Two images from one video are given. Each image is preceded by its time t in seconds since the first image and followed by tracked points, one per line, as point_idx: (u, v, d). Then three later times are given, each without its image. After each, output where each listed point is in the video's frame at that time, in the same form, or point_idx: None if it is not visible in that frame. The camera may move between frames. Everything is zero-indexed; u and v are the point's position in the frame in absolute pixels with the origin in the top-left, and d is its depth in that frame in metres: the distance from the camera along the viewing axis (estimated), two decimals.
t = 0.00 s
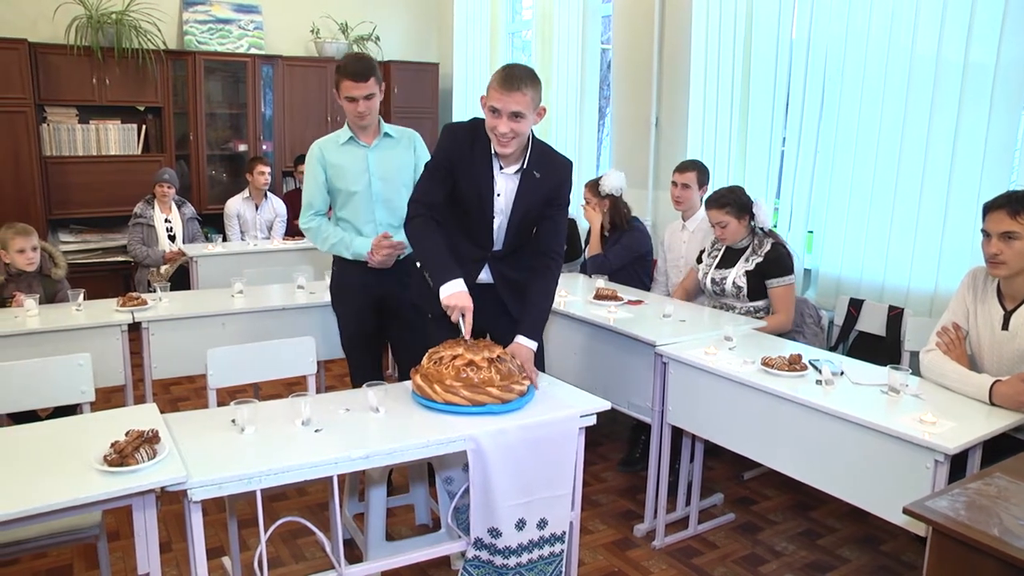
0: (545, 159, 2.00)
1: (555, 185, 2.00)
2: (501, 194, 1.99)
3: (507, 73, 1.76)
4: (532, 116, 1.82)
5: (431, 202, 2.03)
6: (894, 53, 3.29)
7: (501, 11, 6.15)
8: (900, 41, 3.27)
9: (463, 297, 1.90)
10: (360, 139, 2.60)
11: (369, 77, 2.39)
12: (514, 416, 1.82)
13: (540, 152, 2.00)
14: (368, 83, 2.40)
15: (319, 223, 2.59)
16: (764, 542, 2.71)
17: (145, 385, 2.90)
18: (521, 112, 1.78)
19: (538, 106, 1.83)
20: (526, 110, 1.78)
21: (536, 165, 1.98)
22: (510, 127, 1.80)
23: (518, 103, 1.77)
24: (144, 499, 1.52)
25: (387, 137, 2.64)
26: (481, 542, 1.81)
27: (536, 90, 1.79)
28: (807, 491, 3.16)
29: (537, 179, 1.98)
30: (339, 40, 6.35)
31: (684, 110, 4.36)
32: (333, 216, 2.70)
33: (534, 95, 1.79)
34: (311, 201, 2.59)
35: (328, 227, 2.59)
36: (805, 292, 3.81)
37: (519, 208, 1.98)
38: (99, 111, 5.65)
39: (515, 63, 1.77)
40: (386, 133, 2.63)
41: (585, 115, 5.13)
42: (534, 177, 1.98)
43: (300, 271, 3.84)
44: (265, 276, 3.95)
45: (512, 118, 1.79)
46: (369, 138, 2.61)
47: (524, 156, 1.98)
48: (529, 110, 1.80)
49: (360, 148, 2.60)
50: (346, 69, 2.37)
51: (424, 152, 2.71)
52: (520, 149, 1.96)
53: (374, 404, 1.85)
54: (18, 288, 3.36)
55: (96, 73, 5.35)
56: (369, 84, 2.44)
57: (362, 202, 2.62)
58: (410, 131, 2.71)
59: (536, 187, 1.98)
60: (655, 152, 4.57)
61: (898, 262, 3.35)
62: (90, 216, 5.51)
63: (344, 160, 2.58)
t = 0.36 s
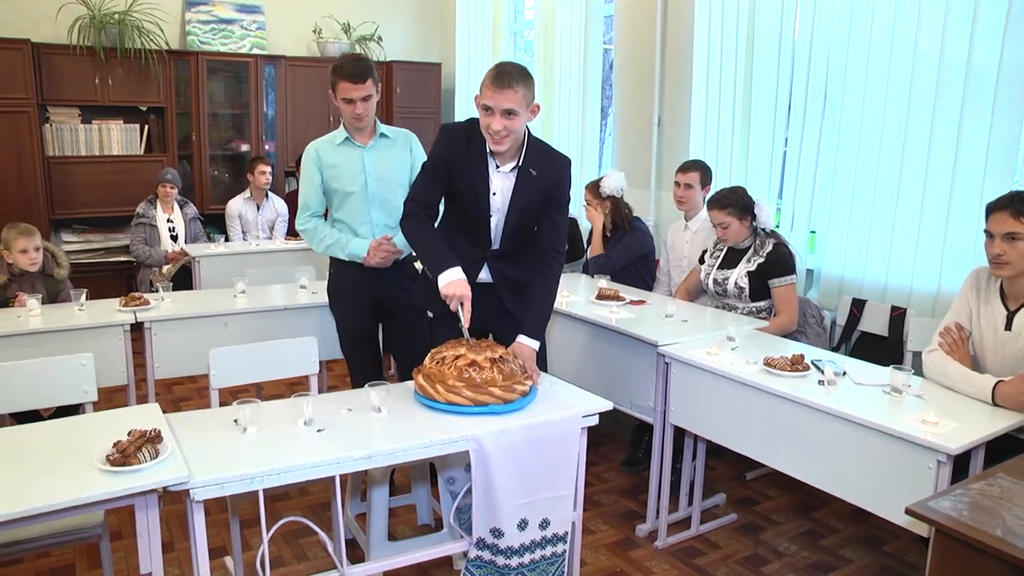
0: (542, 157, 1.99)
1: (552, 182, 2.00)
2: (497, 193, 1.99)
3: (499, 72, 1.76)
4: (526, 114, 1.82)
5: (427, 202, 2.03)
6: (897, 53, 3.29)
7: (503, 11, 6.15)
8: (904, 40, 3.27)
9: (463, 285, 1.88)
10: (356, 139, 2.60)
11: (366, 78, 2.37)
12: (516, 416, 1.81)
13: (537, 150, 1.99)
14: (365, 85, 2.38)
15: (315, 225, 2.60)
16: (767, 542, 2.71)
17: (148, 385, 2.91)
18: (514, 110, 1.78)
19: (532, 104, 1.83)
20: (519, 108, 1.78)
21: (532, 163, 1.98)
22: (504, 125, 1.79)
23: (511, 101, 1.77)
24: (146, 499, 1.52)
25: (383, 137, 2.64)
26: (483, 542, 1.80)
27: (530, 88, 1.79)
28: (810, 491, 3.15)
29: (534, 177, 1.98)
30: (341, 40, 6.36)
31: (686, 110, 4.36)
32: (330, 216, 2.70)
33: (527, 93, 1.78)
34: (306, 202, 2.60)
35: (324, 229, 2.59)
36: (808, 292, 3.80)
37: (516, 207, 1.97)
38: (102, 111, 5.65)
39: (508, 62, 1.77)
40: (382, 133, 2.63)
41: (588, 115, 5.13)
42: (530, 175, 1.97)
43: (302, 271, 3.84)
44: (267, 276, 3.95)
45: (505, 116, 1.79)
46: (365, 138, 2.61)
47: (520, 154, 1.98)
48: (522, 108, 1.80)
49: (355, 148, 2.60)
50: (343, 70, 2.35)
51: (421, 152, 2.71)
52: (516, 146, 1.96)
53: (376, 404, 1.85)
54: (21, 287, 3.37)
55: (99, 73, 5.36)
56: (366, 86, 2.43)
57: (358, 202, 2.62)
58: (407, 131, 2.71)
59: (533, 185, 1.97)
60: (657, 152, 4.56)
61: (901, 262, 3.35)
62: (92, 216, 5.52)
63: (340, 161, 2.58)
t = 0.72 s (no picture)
0: (542, 154, 2.00)
1: (552, 180, 2.00)
2: (498, 191, 2.00)
3: (492, 69, 1.76)
4: (520, 111, 1.82)
5: (430, 203, 2.03)
6: (899, 53, 3.29)
7: (505, 11, 6.15)
8: (905, 40, 3.27)
9: (466, 296, 1.89)
10: (353, 141, 2.60)
11: (365, 79, 2.37)
12: (517, 416, 1.82)
13: (537, 148, 2.00)
14: (363, 86, 2.38)
15: (310, 226, 2.60)
16: (769, 543, 2.71)
17: (149, 385, 2.91)
18: (507, 107, 1.78)
19: (526, 102, 1.83)
20: (513, 104, 1.79)
21: (532, 161, 1.98)
22: (497, 122, 1.80)
23: (504, 97, 1.77)
24: (148, 499, 1.52)
25: (381, 139, 2.63)
26: (485, 542, 1.81)
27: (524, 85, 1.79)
28: (811, 491, 3.15)
29: (534, 175, 1.98)
30: (343, 40, 6.37)
31: (688, 110, 4.37)
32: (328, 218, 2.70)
33: (521, 90, 1.79)
34: (303, 202, 2.61)
35: (319, 230, 2.60)
36: (810, 292, 3.80)
37: (516, 205, 1.98)
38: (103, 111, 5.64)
39: (502, 59, 1.78)
40: (379, 134, 2.63)
41: (589, 115, 5.14)
42: (530, 173, 1.98)
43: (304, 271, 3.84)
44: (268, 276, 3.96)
45: (499, 113, 1.79)
46: (362, 139, 2.60)
47: (520, 152, 1.98)
48: (517, 105, 1.80)
49: (352, 150, 2.59)
50: (340, 72, 2.35)
51: (419, 153, 2.69)
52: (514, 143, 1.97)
53: (378, 405, 1.85)
54: (22, 288, 3.37)
55: (100, 73, 5.36)
56: (364, 87, 2.43)
57: (354, 204, 2.62)
58: (406, 132, 2.70)
59: (533, 183, 1.98)
60: (659, 152, 4.56)
61: (903, 262, 3.34)
62: (94, 216, 5.53)
63: (337, 162, 2.58)
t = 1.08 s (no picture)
0: (530, 146, 1.99)
1: (540, 171, 1.98)
2: (487, 182, 2.03)
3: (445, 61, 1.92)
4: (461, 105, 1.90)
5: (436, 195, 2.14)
6: (900, 53, 3.28)
7: (506, 11, 6.15)
8: (906, 40, 3.26)
9: (462, 277, 1.95)
10: (355, 141, 2.60)
11: (366, 79, 2.37)
12: (518, 416, 1.82)
13: (525, 138, 1.99)
14: (365, 86, 2.38)
15: (312, 226, 2.61)
16: (770, 543, 2.71)
17: (150, 385, 2.91)
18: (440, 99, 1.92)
19: (462, 96, 1.88)
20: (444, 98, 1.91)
21: (518, 151, 1.98)
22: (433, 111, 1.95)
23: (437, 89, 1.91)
24: (149, 499, 1.52)
25: (383, 138, 2.63)
26: (486, 542, 1.81)
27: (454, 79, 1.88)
28: (812, 491, 3.15)
29: (518, 166, 1.97)
30: (344, 40, 6.38)
31: (689, 110, 4.37)
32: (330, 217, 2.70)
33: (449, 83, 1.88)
34: (304, 203, 2.61)
35: (321, 232, 2.61)
36: (811, 292, 3.80)
37: (501, 194, 2.00)
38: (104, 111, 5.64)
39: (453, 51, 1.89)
40: (381, 134, 2.62)
41: (590, 116, 5.14)
42: (515, 163, 1.98)
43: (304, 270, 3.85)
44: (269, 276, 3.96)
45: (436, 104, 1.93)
46: (364, 140, 2.60)
47: (503, 142, 1.99)
48: (452, 98, 1.90)
49: (354, 150, 2.59)
50: (340, 72, 2.35)
51: (421, 153, 2.69)
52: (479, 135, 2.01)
53: (379, 404, 1.85)
54: (23, 287, 3.38)
55: (101, 73, 5.36)
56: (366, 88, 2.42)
57: (356, 205, 2.62)
58: (408, 131, 2.69)
59: (518, 175, 1.97)
60: (660, 152, 4.56)
61: (904, 262, 3.34)
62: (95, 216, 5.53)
63: (339, 163, 2.58)
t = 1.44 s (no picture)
0: (536, 144, 1.99)
1: (544, 169, 1.98)
2: (492, 182, 2.03)
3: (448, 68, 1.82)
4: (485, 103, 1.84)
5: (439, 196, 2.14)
6: (900, 53, 3.28)
7: (506, 10, 6.14)
8: (907, 40, 3.26)
9: (463, 291, 1.96)
10: (357, 141, 2.59)
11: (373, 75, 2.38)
12: (518, 416, 1.82)
13: (530, 137, 2.00)
14: (372, 81, 2.38)
15: (311, 223, 2.58)
16: (770, 543, 2.71)
17: (150, 385, 2.91)
18: (467, 106, 1.83)
19: (491, 92, 1.84)
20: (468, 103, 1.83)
21: (523, 150, 1.99)
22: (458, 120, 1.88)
23: (462, 97, 1.82)
24: (149, 499, 1.52)
25: (385, 138, 2.63)
26: (486, 542, 1.81)
27: (479, 81, 1.81)
28: (813, 491, 3.15)
29: (524, 165, 1.98)
30: (344, 40, 6.38)
31: (689, 111, 4.37)
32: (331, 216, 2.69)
33: (476, 86, 1.81)
34: (306, 201, 2.57)
35: (320, 229, 2.57)
36: (811, 292, 3.79)
37: (506, 194, 2.01)
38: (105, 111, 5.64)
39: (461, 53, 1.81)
40: (384, 134, 2.62)
41: (590, 116, 5.14)
42: (520, 162, 1.98)
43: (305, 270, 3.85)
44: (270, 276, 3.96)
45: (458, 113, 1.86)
46: (367, 139, 2.59)
47: (509, 141, 1.99)
48: (475, 100, 1.83)
49: (356, 150, 2.59)
50: (345, 69, 2.36)
51: (423, 152, 2.69)
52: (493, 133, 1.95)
53: (379, 404, 1.85)
54: (24, 288, 3.38)
55: (102, 73, 5.36)
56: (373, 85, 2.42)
57: (359, 204, 2.62)
58: (409, 130, 2.69)
59: (523, 173, 1.98)
60: (661, 152, 4.56)
61: (904, 262, 3.34)
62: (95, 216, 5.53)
63: (341, 163, 2.58)
